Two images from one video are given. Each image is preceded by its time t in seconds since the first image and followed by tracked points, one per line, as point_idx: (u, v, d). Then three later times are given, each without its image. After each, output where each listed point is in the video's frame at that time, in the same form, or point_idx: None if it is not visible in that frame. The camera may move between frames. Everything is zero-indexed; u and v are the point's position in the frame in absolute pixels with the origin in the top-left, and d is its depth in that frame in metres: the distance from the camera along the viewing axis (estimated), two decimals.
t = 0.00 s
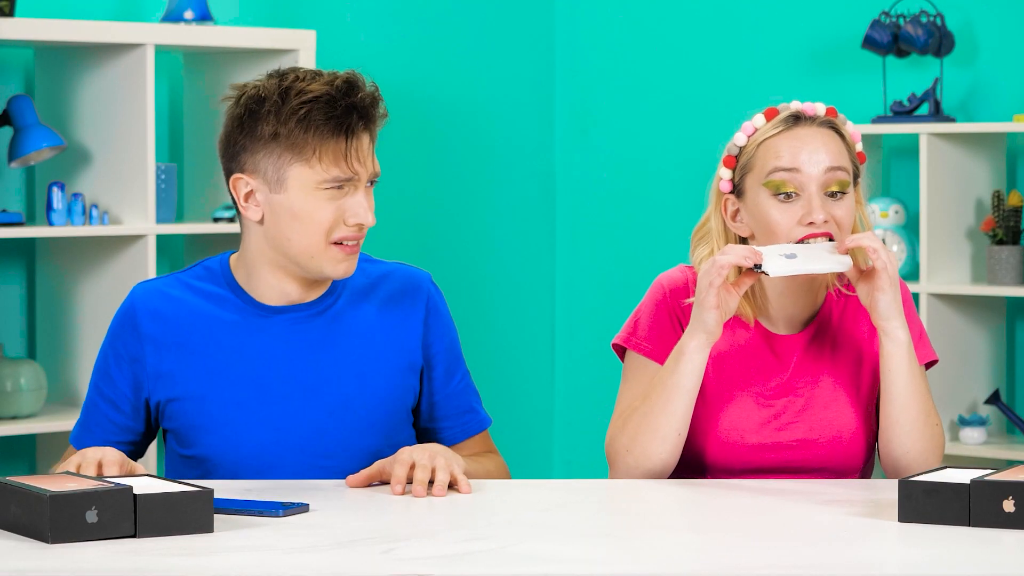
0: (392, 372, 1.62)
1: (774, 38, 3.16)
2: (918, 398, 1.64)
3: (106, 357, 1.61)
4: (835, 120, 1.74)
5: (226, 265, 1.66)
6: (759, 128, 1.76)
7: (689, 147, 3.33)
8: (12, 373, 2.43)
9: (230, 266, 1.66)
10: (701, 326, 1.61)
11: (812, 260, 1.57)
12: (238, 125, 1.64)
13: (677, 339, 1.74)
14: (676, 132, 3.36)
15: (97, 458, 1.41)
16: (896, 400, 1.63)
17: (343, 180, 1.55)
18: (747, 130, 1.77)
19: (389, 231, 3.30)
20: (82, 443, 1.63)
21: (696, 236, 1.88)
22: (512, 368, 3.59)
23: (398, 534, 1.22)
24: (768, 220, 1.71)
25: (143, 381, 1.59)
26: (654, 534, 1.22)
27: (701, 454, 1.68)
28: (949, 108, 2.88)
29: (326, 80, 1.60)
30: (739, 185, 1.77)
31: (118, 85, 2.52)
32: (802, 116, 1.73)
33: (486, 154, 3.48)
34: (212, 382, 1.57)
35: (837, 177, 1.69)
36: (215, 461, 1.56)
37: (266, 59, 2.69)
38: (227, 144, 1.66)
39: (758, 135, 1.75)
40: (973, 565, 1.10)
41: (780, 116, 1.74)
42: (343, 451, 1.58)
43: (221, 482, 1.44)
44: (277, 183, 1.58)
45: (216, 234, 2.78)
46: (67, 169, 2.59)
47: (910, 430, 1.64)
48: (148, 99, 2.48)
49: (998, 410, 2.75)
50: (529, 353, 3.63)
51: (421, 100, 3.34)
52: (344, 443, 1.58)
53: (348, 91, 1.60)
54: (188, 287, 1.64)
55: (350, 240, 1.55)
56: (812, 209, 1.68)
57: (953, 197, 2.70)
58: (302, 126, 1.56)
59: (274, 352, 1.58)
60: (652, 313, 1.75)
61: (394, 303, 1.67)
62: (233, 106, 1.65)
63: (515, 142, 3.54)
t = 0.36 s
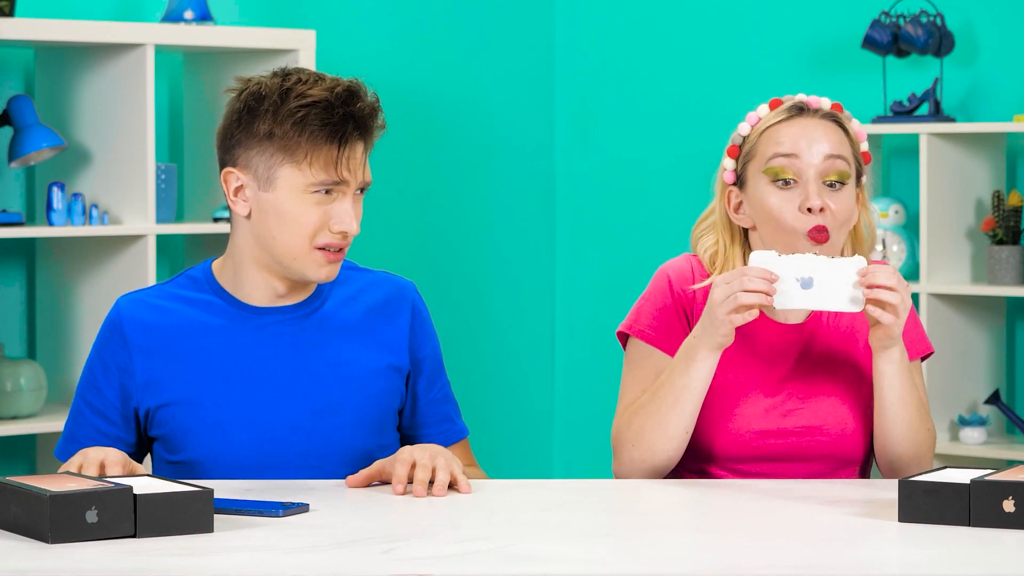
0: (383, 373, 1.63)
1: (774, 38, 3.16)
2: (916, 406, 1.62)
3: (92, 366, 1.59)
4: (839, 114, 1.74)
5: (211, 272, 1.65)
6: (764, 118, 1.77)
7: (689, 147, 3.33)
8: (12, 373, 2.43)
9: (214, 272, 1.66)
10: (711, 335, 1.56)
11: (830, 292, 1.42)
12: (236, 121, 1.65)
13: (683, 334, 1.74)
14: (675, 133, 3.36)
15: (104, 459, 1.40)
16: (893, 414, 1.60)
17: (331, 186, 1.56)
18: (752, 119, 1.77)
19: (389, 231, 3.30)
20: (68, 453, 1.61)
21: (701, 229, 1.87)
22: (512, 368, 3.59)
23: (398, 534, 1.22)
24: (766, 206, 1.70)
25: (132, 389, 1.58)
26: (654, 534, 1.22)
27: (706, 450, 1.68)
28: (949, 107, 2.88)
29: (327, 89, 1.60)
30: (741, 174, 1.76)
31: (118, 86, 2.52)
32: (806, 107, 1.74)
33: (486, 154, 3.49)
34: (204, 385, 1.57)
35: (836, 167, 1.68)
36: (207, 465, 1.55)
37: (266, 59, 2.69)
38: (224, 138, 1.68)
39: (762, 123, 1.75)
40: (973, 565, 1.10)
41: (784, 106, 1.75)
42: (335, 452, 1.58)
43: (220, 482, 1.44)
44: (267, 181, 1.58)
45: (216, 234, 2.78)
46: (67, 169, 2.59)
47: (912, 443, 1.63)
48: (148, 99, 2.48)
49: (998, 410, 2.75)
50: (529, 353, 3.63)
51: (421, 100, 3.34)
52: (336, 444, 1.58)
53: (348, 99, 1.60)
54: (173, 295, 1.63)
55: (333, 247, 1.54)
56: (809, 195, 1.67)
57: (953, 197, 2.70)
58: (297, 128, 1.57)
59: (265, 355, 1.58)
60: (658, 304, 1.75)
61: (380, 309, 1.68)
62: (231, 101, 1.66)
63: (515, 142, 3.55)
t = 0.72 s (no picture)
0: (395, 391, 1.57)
1: (774, 38, 3.16)
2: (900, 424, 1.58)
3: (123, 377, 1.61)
4: (812, 106, 1.72)
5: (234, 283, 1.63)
6: (735, 114, 1.75)
7: (689, 147, 3.33)
8: (12, 373, 2.42)
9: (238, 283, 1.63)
10: (706, 365, 1.54)
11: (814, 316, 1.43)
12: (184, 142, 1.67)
13: (668, 372, 1.70)
14: (676, 133, 3.36)
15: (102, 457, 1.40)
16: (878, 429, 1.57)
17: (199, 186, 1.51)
18: (723, 117, 1.75)
19: (390, 231, 3.30)
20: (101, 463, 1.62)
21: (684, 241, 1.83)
22: (512, 369, 3.59)
23: (399, 534, 1.22)
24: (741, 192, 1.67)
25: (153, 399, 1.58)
26: (654, 534, 1.21)
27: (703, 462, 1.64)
28: (949, 108, 2.88)
29: (183, 90, 1.55)
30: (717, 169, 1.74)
31: (118, 86, 2.52)
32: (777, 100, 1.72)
33: (486, 154, 3.49)
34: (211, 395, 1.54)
35: (809, 150, 1.65)
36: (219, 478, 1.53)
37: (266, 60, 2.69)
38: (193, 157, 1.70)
39: (734, 118, 1.73)
40: (973, 565, 1.10)
41: (755, 100, 1.73)
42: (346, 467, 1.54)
43: (221, 482, 1.44)
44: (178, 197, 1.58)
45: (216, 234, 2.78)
46: (67, 169, 2.59)
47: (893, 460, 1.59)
48: (148, 99, 2.47)
49: (998, 410, 2.75)
50: (529, 353, 3.63)
51: (421, 100, 3.34)
52: (348, 460, 1.54)
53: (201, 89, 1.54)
54: (195, 306, 1.61)
55: (233, 240, 1.50)
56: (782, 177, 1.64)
57: (954, 197, 2.70)
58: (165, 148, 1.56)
59: (276, 367, 1.55)
60: (633, 348, 1.70)
61: (403, 323, 1.61)
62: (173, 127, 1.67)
63: (515, 142, 3.55)
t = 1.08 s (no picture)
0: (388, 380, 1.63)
1: (774, 39, 3.16)
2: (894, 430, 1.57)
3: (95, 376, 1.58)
4: (826, 128, 1.70)
5: (214, 279, 1.64)
6: (749, 127, 1.72)
7: (689, 147, 3.33)
8: (12, 373, 2.43)
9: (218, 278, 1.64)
10: (699, 372, 1.53)
11: (810, 334, 1.38)
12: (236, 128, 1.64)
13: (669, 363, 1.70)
14: (675, 133, 3.36)
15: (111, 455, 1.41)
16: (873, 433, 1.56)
17: (349, 179, 1.57)
18: (736, 128, 1.73)
19: (389, 231, 3.30)
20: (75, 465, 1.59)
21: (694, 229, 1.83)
22: (511, 369, 3.59)
23: (399, 534, 1.22)
24: (744, 223, 1.66)
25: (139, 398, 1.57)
26: (654, 534, 1.22)
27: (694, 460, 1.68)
28: (949, 108, 2.88)
29: (330, 85, 1.60)
30: (725, 180, 1.73)
31: (118, 86, 2.52)
32: (791, 121, 1.70)
33: (487, 154, 3.49)
34: (213, 391, 1.56)
35: (816, 189, 1.64)
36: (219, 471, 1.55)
37: (265, 59, 2.69)
38: (227, 146, 1.67)
39: (747, 134, 1.71)
40: (974, 565, 1.10)
41: (770, 119, 1.71)
42: (349, 454, 1.58)
43: (221, 482, 1.44)
44: (283, 183, 1.58)
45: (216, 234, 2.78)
46: (67, 169, 2.59)
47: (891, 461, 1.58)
48: (148, 99, 2.47)
49: (998, 410, 2.75)
50: (528, 353, 3.63)
51: (421, 100, 3.34)
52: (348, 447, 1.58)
53: (354, 92, 1.61)
54: (175, 302, 1.61)
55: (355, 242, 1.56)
56: (785, 218, 1.63)
57: (954, 197, 2.70)
58: (308, 127, 1.57)
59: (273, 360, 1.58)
60: (636, 334, 1.70)
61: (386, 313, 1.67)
62: (233, 111, 1.65)
63: (515, 142, 3.55)
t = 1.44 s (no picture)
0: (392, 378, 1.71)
1: (774, 39, 3.16)
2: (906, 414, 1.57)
3: (106, 380, 1.50)
4: (832, 128, 1.69)
5: (219, 281, 1.61)
6: (755, 128, 1.72)
7: (689, 148, 3.33)
8: (12, 373, 2.43)
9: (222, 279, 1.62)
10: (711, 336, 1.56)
11: (812, 273, 1.52)
12: (242, 147, 1.64)
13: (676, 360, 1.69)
14: (676, 133, 3.36)
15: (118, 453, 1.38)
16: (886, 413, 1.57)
17: (367, 181, 1.61)
18: (744, 128, 1.72)
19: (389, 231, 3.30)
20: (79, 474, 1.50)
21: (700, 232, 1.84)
22: (511, 369, 3.59)
23: (399, 534, 1.22)
24: (750, 222, 1.67)
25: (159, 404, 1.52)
26: (655, 534, 1.22)
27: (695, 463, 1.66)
28: (949, 108, 2.88)
29: (331, 89, 1.62)
30: (731, 181, 1.72)
31: (118, 86, 2.52)
32: (798, 120, 1.69)
33: (487, 154, 3.49)
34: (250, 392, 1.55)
35: (824, 188, 1.64)
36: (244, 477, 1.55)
37: (265, 59, 2.69)
38: (234, 168, 1.66)
39: (754, 134, 1.71)
40: (974, 565, 1.10)
41: (777, 118, 1.70)
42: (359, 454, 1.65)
43: (222, 482, 1.44)
44: (304, 195, 1.59)
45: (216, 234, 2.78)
46: (67, 169, 2.59)
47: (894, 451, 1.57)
48: (149, 99, 2.47)
49: (998, 410, 2.75)
50: (528, 353, 3.63)
51: (421, 100, 3.34)
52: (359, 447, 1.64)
53: (355, 94, 1.63)
54: (181, 303, 1.57)
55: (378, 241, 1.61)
56: (792, 217, 1.64)
57: (954, 198, 2.70)
58: (321, 136, 1.59)
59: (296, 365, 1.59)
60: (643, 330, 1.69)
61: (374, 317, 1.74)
62: (238, 131, 1.63)
63: (515, 142, 3.55)
